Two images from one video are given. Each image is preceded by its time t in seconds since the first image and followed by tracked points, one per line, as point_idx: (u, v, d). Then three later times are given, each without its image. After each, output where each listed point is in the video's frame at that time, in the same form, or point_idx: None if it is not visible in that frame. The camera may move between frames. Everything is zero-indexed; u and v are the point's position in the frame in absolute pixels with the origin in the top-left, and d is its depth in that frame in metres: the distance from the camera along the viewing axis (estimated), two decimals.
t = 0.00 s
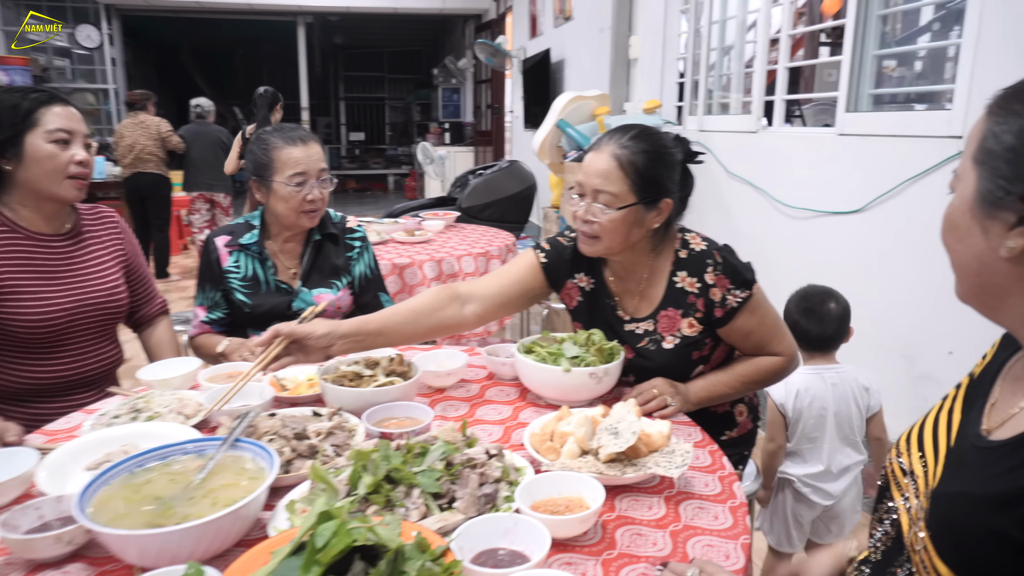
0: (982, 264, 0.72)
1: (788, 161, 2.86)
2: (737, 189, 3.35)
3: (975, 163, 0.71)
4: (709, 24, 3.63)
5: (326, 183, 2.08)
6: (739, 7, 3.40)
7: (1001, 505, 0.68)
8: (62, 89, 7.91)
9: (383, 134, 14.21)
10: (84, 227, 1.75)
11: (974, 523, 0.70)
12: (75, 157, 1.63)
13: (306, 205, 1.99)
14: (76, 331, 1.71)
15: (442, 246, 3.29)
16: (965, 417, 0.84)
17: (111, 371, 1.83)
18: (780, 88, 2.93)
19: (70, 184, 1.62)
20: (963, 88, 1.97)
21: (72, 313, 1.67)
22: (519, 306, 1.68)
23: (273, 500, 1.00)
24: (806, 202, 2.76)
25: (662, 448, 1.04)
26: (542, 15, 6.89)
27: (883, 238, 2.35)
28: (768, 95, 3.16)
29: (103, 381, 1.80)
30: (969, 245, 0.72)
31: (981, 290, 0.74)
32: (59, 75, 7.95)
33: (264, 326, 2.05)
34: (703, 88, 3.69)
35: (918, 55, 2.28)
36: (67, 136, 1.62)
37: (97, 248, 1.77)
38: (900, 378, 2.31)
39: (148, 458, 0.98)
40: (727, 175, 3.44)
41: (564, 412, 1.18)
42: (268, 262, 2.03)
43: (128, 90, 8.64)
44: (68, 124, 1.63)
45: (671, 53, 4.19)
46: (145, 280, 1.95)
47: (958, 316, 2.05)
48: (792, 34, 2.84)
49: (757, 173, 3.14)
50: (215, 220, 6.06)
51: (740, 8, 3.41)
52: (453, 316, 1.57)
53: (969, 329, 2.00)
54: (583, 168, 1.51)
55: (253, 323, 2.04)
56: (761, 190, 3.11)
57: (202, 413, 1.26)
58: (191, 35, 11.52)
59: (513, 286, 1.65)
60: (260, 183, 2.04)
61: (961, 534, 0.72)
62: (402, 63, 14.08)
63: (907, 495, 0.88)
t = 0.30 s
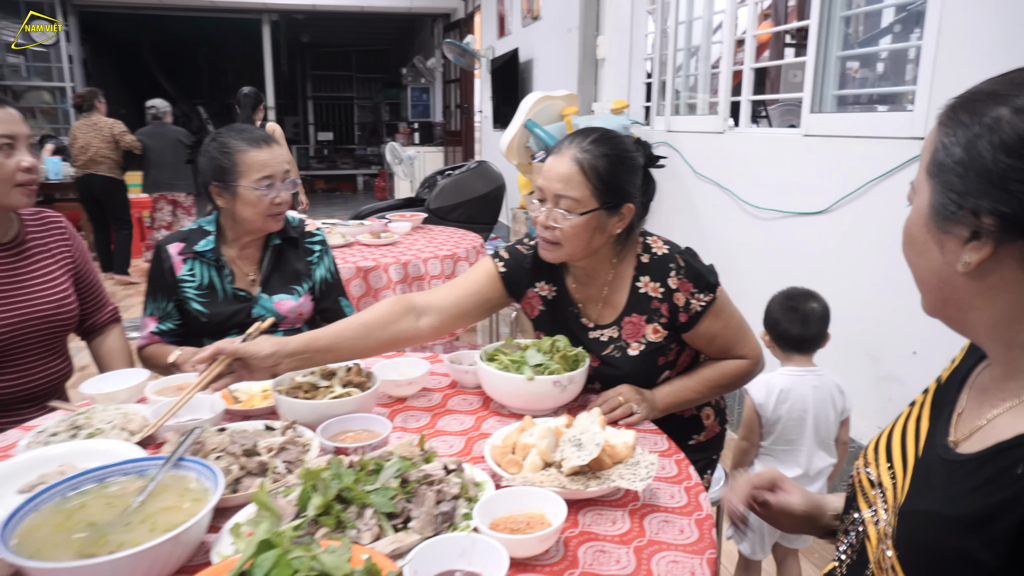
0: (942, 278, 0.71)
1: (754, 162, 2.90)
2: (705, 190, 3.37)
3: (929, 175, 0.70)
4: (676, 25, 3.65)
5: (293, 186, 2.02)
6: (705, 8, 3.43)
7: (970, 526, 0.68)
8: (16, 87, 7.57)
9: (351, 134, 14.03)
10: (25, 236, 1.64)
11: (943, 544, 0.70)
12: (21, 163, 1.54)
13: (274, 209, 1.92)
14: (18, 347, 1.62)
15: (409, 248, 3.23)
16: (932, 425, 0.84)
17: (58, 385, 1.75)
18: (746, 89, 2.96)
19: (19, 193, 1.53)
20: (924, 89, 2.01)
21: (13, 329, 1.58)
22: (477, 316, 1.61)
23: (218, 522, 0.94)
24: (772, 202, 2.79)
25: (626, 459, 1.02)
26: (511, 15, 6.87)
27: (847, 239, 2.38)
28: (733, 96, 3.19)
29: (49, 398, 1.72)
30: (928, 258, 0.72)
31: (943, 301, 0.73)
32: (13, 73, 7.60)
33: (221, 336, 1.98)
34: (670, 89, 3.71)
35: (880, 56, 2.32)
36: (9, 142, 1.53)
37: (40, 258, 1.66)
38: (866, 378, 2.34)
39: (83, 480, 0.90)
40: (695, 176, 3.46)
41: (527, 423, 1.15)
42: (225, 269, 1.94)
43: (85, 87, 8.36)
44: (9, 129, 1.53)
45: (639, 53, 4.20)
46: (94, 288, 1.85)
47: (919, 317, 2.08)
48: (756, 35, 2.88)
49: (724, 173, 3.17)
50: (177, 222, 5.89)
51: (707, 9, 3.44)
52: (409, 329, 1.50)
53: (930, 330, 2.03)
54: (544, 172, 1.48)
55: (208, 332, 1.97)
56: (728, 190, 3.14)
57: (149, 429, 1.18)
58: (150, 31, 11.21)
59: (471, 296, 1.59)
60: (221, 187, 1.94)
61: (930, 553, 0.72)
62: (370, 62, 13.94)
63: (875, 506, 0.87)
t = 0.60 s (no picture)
0: (928, 282, 0.70)
1: (743, 161, 2.89)
2: (694, 189, 3.37)
3: (914, 177, 0.68)
4: (665, 23, 3.65)
5: (272, 185, 1.99)
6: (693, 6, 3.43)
7: (968, 537, 0.66)
8: None
9: (340, 133, 13.94)
10: None
11: (941, 556, 0.69)
12: None
13: (253, 209, 1.89)
14: None
15: (396, 249, 3.20)
16: (918, 433, 0.83)
17: (35, 392, 1.70)
18: (735, 87, 2.96)
19: None
20: (913, 88, 2.00)
21: None
22: (459, 319, 1.58)
23: (191, 533, 0.91)
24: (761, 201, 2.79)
25: (612, 465, 1.00)
26: (499, 14, 6.85)
27: (836, 238, 2.38)
28: (722, 95, 3.19)
29: (26, 404, 1.68)
30: (915, 262, 0.70)
31: (930, 304, 0.71)
32: None
33: (200, 339, 1.94)
34: (659, 87, 3.70)
35: (869, 55, 2.32)
36: None
37: (13, 263, 1.61)
38: (856, 377, 2.33)
39: (50, 491, 0.86)
40: (684, 175, 3.46)
41: (511, 428, 1.13)
42: (202, 271, 1.90)
43: (69, 87, 8.25)
44: None
45: (628, 51, 4.20)
46: (72, 291, 1.80)
47: (908, 317, 2.08)
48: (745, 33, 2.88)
49: (713, 172, 3.16)
50: (154, 223, 5.66)
51: (695, 7, 3.44)
52: (387, 334, 1.46)
53: (918, 329, 2.02)
54: (525, 172, 1.46)
55: (187, 336, 1.92)
56: (718, 190, 3.14)
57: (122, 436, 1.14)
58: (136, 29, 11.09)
59: (451, 301, 1.56)
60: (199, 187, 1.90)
61: (926, 565, 0.71)
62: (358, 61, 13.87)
63: (863, 517, 0.86)
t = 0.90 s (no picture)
0: (891, 267, 0.71)
1: (725, 160, 2.92)
2: (677, 188, 3.39)
3: (880, 165, 0.70)
4: (647, 23, 3.67)
5: (247, 184, 1.97)
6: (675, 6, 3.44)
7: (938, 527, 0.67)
8: None
9: (322, 133, 13.83)
10: None
11: (909, 549, 0.69)
12: None
13: (230, 209, 1.86)
14: None
15: (378, 249, 3.18)
16: (884, 427, 0.83)
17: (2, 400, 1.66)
18: (717, 86, 2.98)
19: None
20: (891, 86, 2.03)
21: None
22: (440, 320, 1.57)
23: (167, 541, 0.89)
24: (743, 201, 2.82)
25: (596, 467, 1.00)
26: (482, 13, 6.84)
27: (817, 236, 2.40)
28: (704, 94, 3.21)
29: None
30: (877, 246, 0.72)
31: (891, 290, 0.73)
32: None
33: (177, 342, 1.90)
34: (641, 86, 3.72)
35: (848, 54, 2.35)
36: None
37: None
38: (838, 375, 2.36)
39: (18, 501, 0.84)
40: (667, 175, 3.48)
41: (493, 430, 1.12)
42: (178, 273, 1.87)
43: (45, 87, 8.10)
44: None
45: (610, 51, 4.21)
46: (40, 296, 1.75)
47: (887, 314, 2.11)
48: (726, 33, 2.90)
49: (695, 171, 3.19)
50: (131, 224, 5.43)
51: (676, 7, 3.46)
52: (367, 336, 1.44)
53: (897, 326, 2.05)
54: (505, 172, 1.45)
55: (163, 339, 1.89)
56: (701, 190, 3.15)
57: (95, 443, 1.12)
58: (113, 28, 10.91)
59: (432, 301, 1.53)
60: (174, 187, 1.86)
61: (895, 559, 0.71)
62: (340, 61, 13.77)
63: (833, 514, 0.86)
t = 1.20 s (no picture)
0: (886, 264, 0.73)
1: (713, 161, 2.94)
2: (664, 188, 3.41)
3: (879, 163, 0.72)
4: (633, 24, 3.69)
5: (233, 183, 1.93)
6: (661, 7, 3.46)
7: (920, 532, 0.68)
8: None
9: (306, 134, 13.74)
10: None
11: (893, 551, 0.71)
12: None
13: (216, 208, 1.84)
14: None
15: (367, 251, 3.16)
16: (888, 429, 0.85)
17: None
18: (705, 87, 3.01)
19: None
20: (878, 88, 2.06)
21: None
22: (442, 309, 1.58)
23: (163, 546, 0.88)
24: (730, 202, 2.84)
25: (593, 467, 1.01)
26: (468, 14, 6.84)
27: (804, 236, 2.43)
28: (691, 95, 3.23)
29: None
30: (872, 244, 0.75)
31: (888, 290, 0.75)
32: None
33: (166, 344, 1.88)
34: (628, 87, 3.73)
35: (831, 56, 2.38)
36: None
37: None
38: (825, 374, 2.38)
39: (11, 507, 0.83)
40: (654, 175, 3.49)
41: (489, 431, 1.13)
42: (164, 274, 1.84)
43: (23, 85, 7.98)
44: None
45: (597, 52, 4.22)
46: (20, 300, 1.73)
47: (873, 314, 2.14)
48: (712, 34, 2.92)
49: (683, 172, 3.21)
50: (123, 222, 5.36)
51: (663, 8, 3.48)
52: (370, 317, 1.46)
53: (883, 325, 2.09)
54: (502, 169, 1.46)
55: (152, 341, 1.87)
56: (689, 190, 3.17)
57: (87, 448, 1.10)
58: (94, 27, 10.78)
59: (435, 288, 1.55)
60: (158, 188, 1.83)
61: (879, 563, 0.72)
62: (325, 62, 13.70)
63: (833, 517, 0.87)
